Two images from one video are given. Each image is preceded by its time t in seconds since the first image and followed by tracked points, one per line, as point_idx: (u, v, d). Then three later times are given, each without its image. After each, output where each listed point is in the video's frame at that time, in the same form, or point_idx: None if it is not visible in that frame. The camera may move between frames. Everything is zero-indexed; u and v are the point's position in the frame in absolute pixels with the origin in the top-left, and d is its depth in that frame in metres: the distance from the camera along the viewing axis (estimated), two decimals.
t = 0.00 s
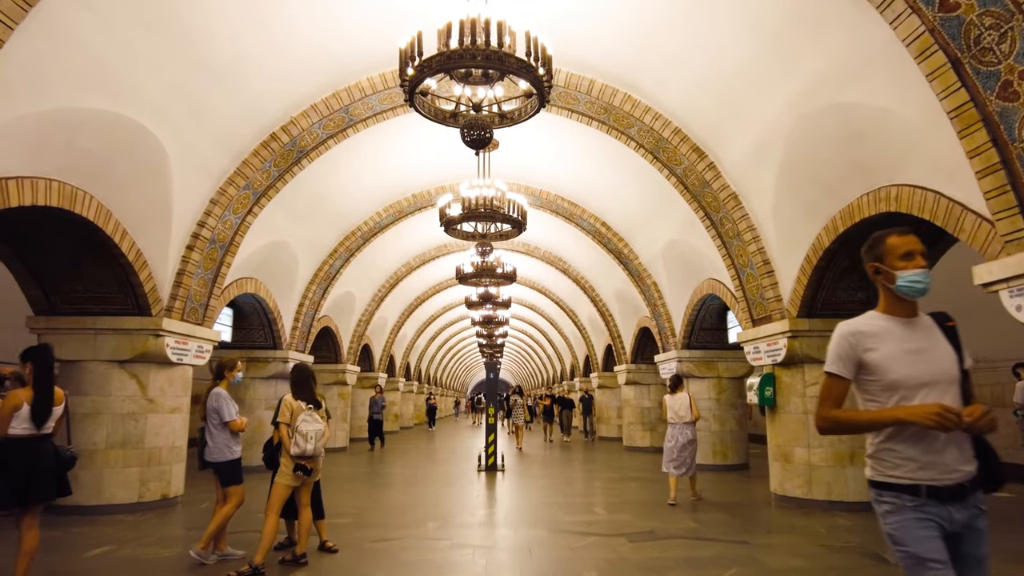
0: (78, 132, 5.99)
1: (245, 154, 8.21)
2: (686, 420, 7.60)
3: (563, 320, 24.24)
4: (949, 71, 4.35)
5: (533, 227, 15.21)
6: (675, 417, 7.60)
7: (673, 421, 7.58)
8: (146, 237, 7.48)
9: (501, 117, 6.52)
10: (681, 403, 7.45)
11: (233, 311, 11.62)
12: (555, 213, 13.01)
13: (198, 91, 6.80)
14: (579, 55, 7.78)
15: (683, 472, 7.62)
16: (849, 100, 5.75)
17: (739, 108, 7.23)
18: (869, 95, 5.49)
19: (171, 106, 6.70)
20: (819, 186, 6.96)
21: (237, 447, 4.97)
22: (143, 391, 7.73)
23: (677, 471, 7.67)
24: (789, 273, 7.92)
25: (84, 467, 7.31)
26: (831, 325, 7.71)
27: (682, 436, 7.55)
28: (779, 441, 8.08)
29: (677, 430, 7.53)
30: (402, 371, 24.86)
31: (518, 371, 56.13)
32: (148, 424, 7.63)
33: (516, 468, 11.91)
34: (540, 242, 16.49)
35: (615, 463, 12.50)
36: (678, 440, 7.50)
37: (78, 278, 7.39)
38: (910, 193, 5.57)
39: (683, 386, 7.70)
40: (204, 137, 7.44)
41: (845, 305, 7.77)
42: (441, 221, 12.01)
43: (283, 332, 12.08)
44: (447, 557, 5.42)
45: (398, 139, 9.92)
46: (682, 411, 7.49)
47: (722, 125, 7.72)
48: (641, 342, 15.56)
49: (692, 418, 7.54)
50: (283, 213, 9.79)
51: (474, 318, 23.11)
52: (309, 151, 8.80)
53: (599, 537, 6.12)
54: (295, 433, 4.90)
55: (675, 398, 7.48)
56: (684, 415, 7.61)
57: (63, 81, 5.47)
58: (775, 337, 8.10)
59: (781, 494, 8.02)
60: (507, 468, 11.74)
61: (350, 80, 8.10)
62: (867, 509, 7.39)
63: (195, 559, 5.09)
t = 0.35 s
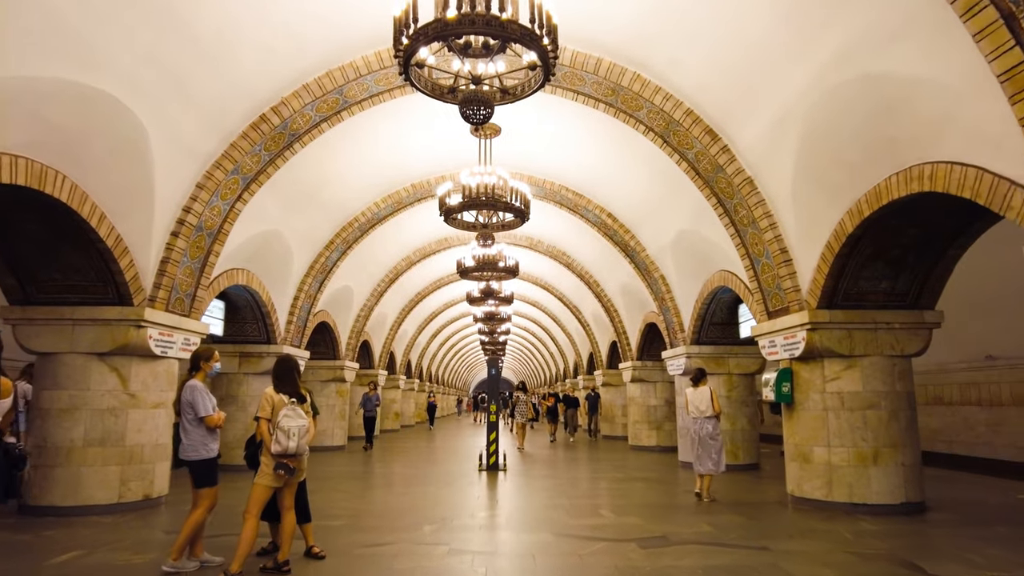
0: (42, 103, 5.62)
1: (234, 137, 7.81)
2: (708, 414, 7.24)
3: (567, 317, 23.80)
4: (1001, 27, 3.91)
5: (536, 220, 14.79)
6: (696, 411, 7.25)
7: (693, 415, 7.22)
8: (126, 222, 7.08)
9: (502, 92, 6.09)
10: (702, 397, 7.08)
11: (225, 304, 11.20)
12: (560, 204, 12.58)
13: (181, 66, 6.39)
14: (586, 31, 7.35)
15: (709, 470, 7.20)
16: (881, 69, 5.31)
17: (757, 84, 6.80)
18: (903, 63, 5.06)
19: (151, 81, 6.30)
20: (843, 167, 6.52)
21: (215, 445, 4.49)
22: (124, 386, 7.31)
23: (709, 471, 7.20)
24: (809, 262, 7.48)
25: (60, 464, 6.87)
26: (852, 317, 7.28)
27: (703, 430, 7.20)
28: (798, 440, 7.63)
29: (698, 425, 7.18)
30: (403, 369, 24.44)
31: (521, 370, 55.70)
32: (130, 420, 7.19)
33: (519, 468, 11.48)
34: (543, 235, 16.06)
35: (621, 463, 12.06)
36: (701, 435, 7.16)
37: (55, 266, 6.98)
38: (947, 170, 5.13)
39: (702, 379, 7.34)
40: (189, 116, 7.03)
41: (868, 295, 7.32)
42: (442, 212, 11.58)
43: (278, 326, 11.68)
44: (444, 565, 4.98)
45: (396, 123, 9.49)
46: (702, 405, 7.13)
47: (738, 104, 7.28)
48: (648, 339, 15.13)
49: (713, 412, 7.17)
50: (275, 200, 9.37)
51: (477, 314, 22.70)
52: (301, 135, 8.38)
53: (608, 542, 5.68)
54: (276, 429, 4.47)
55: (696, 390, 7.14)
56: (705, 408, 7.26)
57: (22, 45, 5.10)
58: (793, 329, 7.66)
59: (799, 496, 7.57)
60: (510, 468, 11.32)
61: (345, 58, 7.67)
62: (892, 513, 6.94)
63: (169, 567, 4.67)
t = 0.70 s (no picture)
0: (11, 83, 5.20)
1: (221, 125, 7.39)
2: (729, 420, 6.99)
3: (570, 317, 23.35)
4: None
5: (539, 216, 14.36)
6: (717, 417, 7.02)
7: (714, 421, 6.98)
8: (105, 215, 6.65)
9: (504, 74, 5.65)
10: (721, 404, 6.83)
11: (216, 302, 10.79)
12: (563, 200, 12.15)
13: (162, 47, 5.97)
14: (594, 12, 6.91)
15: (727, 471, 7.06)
16: (917, 44, 4.87)
17: (777, 67, 6.36)
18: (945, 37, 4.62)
19: (130, 63, 5.87)
20: (870, 155, 6.09)
21: (181, 454, 4.09)
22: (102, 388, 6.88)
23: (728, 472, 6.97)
24: (829, 257, 7.04)
25: (33, 473, 6.45)
26: (875, 316, 6.83)
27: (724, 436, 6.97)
28: (816, 447, 7.19)
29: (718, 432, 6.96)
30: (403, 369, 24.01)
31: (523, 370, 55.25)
32: (107, 425, 6.77)
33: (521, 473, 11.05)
34: (546, 233, 15.63)
35: (627, 468, 11.63)
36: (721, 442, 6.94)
37: (28, 261, 6.56)
38: (991, 154, 4.69)
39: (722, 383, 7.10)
40: (172, 102, 6.61)
41: (893, 293, 6.87)
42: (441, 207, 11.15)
43: (271, 325, 11.27)
44: None
45: (392, 113, 9.07)
46: (722, 412, 6.87)
47: (755, 88, 6.84)
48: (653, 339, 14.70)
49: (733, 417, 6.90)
50: (265, 193, 8.95)
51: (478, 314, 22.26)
52: (292, 124, 7.97)
53: (618, 559, 5.24)
54: (253, 439, 4.03)
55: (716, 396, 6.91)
56: (726, 414, 7.03)
57: None
58: (813, 329, 7.22)
59: (818, 506, 7.12)
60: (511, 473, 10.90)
61: (338, 43, 7.26)
62: (919, 525, 6.49)
63: None
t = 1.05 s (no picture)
0: None
1: (202, 106, 6.94)
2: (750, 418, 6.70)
3: (571, 315, 22.92)
4: None
5: (540, 209, 13.91)
6: (738, 415, 6.79)
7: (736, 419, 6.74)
8: (71, 199, 6.21)
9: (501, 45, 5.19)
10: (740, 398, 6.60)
11: (202, 296, 10.34)
12: (565, 192, 11.70)
13: (133, 15, 5.53)
14: None
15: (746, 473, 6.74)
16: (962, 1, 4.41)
17: (798, 38, 5.91)
18: None
19: (98, 31, 5.43)
20: (899, 132, 5.63)
21: (134, 458, 3.75)
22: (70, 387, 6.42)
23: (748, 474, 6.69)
24: (851, 246, 6.58)
25: None
26: (901, 308, 6.38)
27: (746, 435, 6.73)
28: (836, 448, 6.73)
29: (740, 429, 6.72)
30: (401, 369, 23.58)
31: (523, 370, 54.80)
32: (77, 427, 6.32)
33: (521, 476, 10.59)
34: (547, 227, 15.18)
35: (631, 470, 11.17)
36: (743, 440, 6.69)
37: None
38: None
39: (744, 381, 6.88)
40: (145, 79, 6.17)
41: (919, 283, 6.41)
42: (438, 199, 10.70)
43: (261, 322, 10.82)
44: None
45: (386, 97, 8.63)
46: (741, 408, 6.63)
47: (772, 63, 6.38)
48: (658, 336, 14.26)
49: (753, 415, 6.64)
50: (249, 180, 8.50)
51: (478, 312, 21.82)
52: (278, 107, 7.52)
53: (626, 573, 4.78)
54: (217, 442, 3.58)
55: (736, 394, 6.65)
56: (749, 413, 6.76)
57: None
58: (833, 323, 6.76)
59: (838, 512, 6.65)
60: (511, 475, 10.44)
61: (326, 19, 6.81)
62: (950, 533, 6.03)
63: None
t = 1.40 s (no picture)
0: None
1: (187, 89, 6.50)
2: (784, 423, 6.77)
3: (575, 313, 22.47)
4: None
5: (545, 203, 13.48)
6: (771, 419, 6.84)
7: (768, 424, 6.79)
8: (42, 185, 5.83)
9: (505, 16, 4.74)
10: (772, 402, 6.67)
11: (194, 293, 9.96)
12: (571, 185, 11.25)
13: None
14: None
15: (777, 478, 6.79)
16: None
17: (826, 12, 5.46)
18: None
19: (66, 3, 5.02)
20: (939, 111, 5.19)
21: (95, 468, 3.33)
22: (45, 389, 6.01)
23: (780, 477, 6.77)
24: (881, 237, 6.13)
25: None
26: (935, 303, 5.95)
27: (780, 439, 6.76)
28: (864, 453, 6.30)
29: (772, 433, 6.77)
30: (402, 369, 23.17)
31: (526, 369, 54.34)
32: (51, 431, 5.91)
33: (526, 480, 10.16)
34: (552, 222, 14.74)
35: (640, 474, 10.74)
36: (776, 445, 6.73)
37: None
38: None
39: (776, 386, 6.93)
40: (122, 57, 5.75)
41: (955, 276, 5.97)
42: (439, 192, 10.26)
43: (255, 319, 10.40)
44: None
45: (383, 83, 8.20)
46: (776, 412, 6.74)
47: (796, 40, 5.93)
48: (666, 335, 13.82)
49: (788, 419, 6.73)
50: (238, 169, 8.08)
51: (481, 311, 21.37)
52: (269, 91, 7.08)
53: None
54: (178, 453, 3.20)
55: (771, 397, 6.76)
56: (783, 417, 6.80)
57: None
58: (859, 320, 6.32)
59: (866, 521, 6.22)
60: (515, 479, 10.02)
61: None
62: (988, 546, 5.59)
63: None
